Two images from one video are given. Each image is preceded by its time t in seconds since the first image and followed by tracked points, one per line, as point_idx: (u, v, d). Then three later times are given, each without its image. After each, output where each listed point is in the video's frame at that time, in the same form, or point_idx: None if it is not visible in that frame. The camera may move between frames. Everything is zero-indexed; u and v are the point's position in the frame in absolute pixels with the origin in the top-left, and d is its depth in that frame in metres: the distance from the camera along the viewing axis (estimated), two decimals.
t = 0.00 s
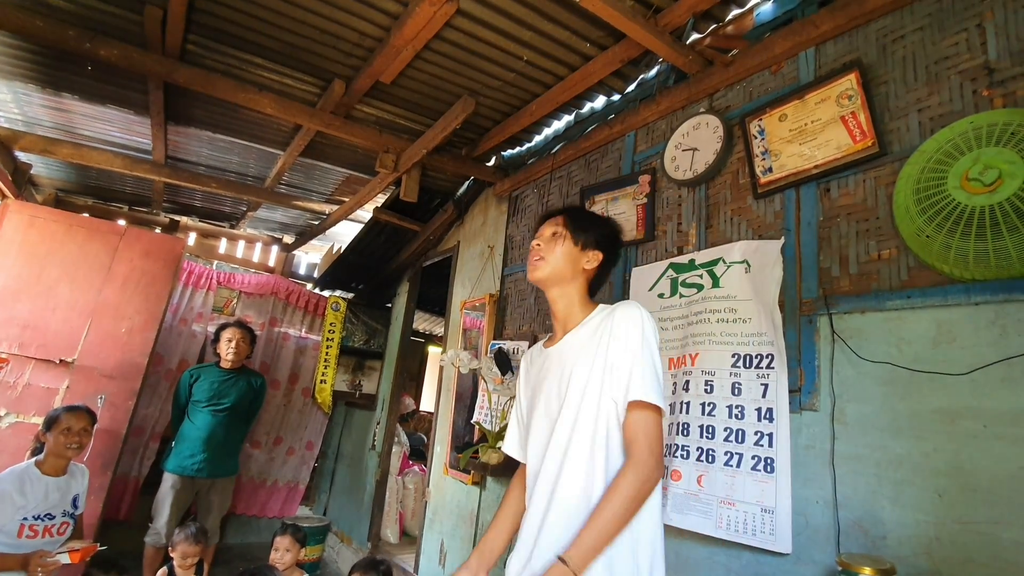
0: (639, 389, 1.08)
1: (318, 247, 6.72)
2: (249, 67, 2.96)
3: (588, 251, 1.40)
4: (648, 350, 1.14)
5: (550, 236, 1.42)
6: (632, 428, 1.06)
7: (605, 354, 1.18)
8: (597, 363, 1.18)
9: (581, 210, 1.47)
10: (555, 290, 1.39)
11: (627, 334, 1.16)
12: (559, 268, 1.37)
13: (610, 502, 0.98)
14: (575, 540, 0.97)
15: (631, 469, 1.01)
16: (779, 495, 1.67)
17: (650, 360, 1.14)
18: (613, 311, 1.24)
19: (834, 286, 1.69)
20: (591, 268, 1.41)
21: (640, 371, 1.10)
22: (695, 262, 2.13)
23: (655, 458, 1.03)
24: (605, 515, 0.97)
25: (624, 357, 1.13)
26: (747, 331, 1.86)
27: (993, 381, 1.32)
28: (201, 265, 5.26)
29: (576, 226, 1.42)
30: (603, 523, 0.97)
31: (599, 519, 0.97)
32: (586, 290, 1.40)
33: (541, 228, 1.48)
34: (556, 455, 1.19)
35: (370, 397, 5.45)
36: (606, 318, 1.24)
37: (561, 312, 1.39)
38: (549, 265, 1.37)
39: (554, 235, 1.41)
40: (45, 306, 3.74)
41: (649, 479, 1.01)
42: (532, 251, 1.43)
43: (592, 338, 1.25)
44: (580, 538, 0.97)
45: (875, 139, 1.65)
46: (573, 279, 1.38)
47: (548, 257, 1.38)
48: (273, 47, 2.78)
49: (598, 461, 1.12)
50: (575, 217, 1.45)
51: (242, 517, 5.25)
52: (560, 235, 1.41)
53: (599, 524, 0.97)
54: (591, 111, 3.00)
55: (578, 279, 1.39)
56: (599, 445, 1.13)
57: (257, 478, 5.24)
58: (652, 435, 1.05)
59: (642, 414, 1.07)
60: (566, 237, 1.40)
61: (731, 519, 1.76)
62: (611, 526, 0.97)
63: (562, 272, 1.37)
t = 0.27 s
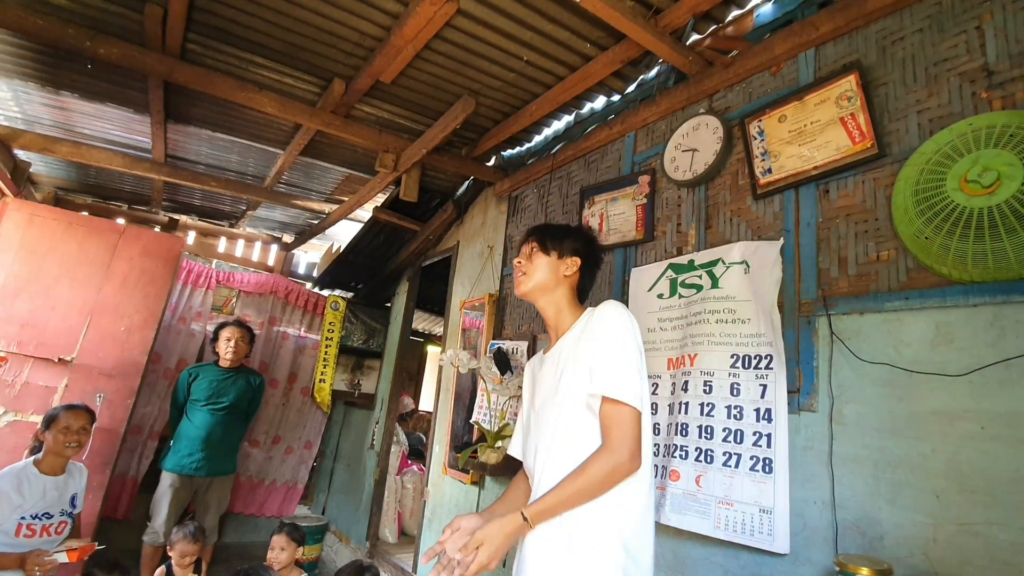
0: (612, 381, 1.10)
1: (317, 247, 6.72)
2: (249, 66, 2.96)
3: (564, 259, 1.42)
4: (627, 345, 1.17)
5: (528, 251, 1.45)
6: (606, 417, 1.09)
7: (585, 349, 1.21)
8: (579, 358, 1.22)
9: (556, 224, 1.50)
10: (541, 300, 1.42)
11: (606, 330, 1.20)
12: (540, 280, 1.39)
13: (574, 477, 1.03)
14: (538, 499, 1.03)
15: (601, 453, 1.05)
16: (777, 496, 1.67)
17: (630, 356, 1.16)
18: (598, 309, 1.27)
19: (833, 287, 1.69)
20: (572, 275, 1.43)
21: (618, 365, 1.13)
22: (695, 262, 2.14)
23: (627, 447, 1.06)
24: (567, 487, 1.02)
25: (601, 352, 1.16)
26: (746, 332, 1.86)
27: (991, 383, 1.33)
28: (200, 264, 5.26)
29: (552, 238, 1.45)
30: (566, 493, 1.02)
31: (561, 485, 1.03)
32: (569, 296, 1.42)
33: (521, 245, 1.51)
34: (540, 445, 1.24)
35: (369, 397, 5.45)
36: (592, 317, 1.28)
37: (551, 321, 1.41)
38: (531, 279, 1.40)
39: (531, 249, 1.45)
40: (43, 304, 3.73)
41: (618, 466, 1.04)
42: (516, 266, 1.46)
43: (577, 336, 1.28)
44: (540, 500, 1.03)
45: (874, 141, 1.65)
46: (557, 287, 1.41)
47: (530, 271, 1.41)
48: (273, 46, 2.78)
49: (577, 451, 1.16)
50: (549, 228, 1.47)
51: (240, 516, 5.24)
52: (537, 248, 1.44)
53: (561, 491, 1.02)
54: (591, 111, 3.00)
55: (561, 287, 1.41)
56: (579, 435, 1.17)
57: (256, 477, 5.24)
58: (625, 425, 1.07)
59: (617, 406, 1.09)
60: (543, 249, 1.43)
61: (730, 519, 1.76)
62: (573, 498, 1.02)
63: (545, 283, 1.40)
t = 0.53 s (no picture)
0: (605, 387, 1.10)
1: (317, 246, 6.72)
2: (249, 66, 2.96)
3: (545, 268, 1.42)
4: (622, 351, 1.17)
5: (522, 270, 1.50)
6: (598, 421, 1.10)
7: (582, 354, 1.21)
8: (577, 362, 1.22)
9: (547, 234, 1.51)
10: (538, 312, 1.44)
11: (603, 335, 1.20)
12: (527, 295, 1.44)
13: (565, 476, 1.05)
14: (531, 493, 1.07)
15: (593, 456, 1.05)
16: (776, 496, 1.67)
17: (627, 361, 1.16)
18: (596, 314, 1.27)
19: (832, 287, 1.69)
20: (558, 281, 1.41)
21: (613, 371, 1.13)
22: (694, 263, 2.14)
23: (621, 452, 1.06)
24: (559, 485, 1.05)
25: (596, 358, 1.16)
26: (745, 333, 1.87)
27: (989, 384, 1.33)
28: (200, 263, 5.26)
29: (538, 250, 1.47)
30: (559, 490, 1.05)
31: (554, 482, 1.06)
32: (562, 302, 1.41)
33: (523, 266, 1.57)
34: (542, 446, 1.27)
35: (368, 397, 5.46)
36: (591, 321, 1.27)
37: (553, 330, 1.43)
38: (524, 296, 1.45)
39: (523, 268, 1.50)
40: (43, 304, 3.73)
41: (610, 469, 1.04)
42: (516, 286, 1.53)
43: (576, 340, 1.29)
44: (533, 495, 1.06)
45: (873, 142, 1.66)
46: (549, 294, 1.41)
47: (523, 289, 1.46)
48: (273, 46, 2.78)
49: (575, 452, 1.18)
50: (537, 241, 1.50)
51: (240, 516, 5.24)
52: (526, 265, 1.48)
53: (553, 489, 1.04)
54: (591, 112, 3.00)
55: (549, 296, 1.41)
56: (578, 437, 1.18)
57: (255, 477, 5.24)
58: (619, 430, 1.07)
59: (609, 411, 1.09)
60: (529, 264, 1.46)
61: (729, 519, 1.77)
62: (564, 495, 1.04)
63: (534, 296, 1.43)
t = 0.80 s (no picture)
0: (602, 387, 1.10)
1: (317, 246, 6.72)
2: (249, 66, 2.96)
3: (555, 265, 1.42)
4: (620, 351, 1.17)
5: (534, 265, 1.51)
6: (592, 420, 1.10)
7: (581, 352, 1.21)
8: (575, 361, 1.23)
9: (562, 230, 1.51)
10: (548, 309, 1.45)
11: (601, 334, 1.20)
12: (536, 292, 1.45)
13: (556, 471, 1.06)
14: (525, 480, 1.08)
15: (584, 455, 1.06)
16: (775, 496, 1.67)
17: (624, 362, 1.16)
18: (596, 314, 1.27)
19: (832, 288, 1.70)
20: (568, 278, 1.41)
21: (608, 372, 1.13)
22: (694, 263, 2.14)
23: (615, 452, 1.06)
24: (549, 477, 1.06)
25: (594, 357, 1.16)
26: (745, 333, 1.87)
27: (988, 384, 1.33)
28: (200, 263, 5.26)
29: (551, 247, 1.47)
30: (551, 483, 1.05)
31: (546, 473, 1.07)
32: (572, 301, 1.41)
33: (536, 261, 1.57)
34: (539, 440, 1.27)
35: (368, 396, 5.46)
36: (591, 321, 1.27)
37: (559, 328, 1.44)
38: (534, 291, 1.46)
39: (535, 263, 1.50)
40: (43, 303, 3.73)
41: (602, 471, 1.04)
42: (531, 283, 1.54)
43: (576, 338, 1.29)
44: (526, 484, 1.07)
45: (873, 143, 1.66)
46: (559, 292, 1.41)
47: (534, 285, 1.47)
48: (273, 45, 2.78)
49: (571, 449, 1.18)
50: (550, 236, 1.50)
51: (239, 515, 5.24)
52: (538, 260, 1.48)
53: (544, 481, 1.05)
54: (591, 112, 3.00)
55: (557, 294, 1.42)
56: (574, 435, 1.18)
57: (255, 477, 5.24)
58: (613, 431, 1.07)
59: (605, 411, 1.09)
60: (541, 260, 1.47)
61: (728, 519, 1.77)
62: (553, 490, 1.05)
63: (545, 293, 1.43)
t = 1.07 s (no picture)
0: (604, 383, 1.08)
1: (317, 246, 6.72)
2: (250, 66, 2.96)
3: (553, 257, 1.41)
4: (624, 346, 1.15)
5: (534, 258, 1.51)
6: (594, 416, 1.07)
7: (584, 346, 1.19)
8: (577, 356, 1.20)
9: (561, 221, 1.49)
10: (547, 302, 1.45)
11: (605, 329, 1.18)
12: (535, 285, 1.45)
13: (556, 468, 1.04)
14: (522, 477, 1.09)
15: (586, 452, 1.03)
16: (775, 496, 1.67)
17: (626, 357, 1.13)
18: (600, 308, 1.24)
19: (832, 288, 1.70)
20: (566, 270, 1.40)
21: (611, 367, 1.11)
22: (694, 263, 2.14)
23: (618, 450, 1.03)
24: (548, 474, 1.05)
25: (598, 352, 1.14)
26: (745, 333, 1.87)
27: (988, 384, 1.33)
28: (200, 263, 5.26)
29: (550, 237, 1.46)
30: (550, 479, 1.05)
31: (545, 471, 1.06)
32: (571, 293, 1.40)
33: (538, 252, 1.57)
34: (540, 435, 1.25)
35: (368, 396, 5.46)
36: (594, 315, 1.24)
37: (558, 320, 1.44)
38: (534, 286, 1.46)
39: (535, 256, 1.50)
40: (43, 303, 3.73)
41: (604, 469, 1.01)
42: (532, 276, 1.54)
43: (578, 332, 1.26)
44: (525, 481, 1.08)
45: (873, 142, 1.66)
46: (557, 286, 1.41)
47: (534, 280, 1.47)
48: (273, 45, 2.78)
49: (572, 446, 1.16)
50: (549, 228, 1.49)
51: (239, 515, 5.24)
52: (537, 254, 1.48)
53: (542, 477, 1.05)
54: (592, 112, 3.00)
55: (555, 287, 1.41)
56: (576, 430, 1.17)
57: (255, 477, 5.24)
58: (615, 429, 1.04)
59: (607, 408, 1.06)
60: (540, 252, 1.47)
61: (728, 519, 1.77)
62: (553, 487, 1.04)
63: (544, 286, 1.43)
